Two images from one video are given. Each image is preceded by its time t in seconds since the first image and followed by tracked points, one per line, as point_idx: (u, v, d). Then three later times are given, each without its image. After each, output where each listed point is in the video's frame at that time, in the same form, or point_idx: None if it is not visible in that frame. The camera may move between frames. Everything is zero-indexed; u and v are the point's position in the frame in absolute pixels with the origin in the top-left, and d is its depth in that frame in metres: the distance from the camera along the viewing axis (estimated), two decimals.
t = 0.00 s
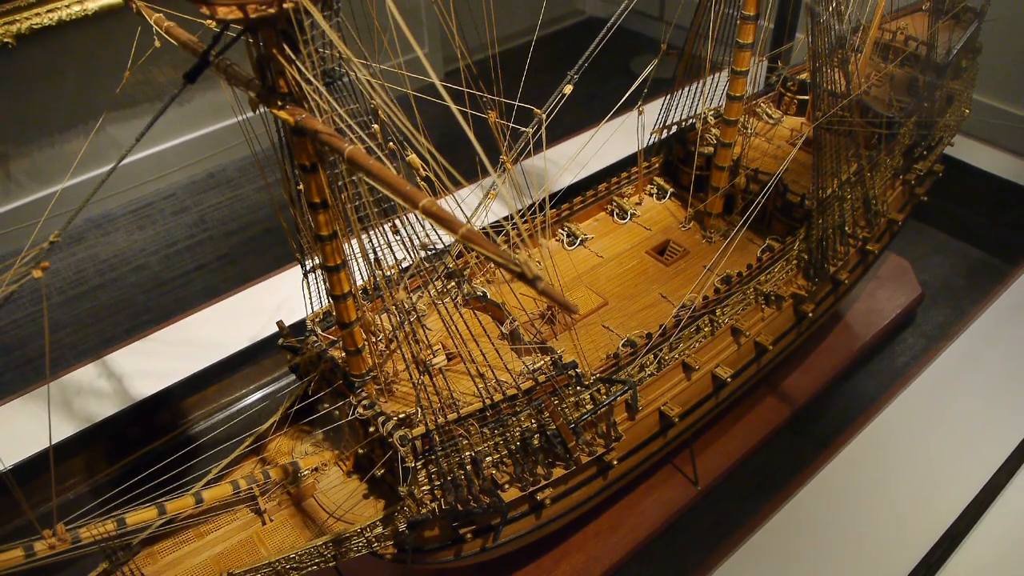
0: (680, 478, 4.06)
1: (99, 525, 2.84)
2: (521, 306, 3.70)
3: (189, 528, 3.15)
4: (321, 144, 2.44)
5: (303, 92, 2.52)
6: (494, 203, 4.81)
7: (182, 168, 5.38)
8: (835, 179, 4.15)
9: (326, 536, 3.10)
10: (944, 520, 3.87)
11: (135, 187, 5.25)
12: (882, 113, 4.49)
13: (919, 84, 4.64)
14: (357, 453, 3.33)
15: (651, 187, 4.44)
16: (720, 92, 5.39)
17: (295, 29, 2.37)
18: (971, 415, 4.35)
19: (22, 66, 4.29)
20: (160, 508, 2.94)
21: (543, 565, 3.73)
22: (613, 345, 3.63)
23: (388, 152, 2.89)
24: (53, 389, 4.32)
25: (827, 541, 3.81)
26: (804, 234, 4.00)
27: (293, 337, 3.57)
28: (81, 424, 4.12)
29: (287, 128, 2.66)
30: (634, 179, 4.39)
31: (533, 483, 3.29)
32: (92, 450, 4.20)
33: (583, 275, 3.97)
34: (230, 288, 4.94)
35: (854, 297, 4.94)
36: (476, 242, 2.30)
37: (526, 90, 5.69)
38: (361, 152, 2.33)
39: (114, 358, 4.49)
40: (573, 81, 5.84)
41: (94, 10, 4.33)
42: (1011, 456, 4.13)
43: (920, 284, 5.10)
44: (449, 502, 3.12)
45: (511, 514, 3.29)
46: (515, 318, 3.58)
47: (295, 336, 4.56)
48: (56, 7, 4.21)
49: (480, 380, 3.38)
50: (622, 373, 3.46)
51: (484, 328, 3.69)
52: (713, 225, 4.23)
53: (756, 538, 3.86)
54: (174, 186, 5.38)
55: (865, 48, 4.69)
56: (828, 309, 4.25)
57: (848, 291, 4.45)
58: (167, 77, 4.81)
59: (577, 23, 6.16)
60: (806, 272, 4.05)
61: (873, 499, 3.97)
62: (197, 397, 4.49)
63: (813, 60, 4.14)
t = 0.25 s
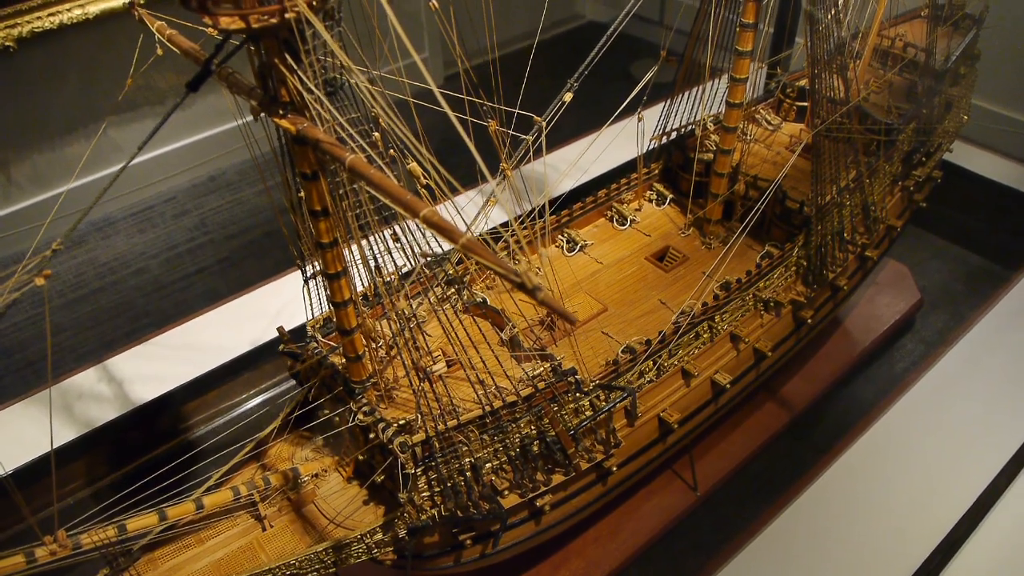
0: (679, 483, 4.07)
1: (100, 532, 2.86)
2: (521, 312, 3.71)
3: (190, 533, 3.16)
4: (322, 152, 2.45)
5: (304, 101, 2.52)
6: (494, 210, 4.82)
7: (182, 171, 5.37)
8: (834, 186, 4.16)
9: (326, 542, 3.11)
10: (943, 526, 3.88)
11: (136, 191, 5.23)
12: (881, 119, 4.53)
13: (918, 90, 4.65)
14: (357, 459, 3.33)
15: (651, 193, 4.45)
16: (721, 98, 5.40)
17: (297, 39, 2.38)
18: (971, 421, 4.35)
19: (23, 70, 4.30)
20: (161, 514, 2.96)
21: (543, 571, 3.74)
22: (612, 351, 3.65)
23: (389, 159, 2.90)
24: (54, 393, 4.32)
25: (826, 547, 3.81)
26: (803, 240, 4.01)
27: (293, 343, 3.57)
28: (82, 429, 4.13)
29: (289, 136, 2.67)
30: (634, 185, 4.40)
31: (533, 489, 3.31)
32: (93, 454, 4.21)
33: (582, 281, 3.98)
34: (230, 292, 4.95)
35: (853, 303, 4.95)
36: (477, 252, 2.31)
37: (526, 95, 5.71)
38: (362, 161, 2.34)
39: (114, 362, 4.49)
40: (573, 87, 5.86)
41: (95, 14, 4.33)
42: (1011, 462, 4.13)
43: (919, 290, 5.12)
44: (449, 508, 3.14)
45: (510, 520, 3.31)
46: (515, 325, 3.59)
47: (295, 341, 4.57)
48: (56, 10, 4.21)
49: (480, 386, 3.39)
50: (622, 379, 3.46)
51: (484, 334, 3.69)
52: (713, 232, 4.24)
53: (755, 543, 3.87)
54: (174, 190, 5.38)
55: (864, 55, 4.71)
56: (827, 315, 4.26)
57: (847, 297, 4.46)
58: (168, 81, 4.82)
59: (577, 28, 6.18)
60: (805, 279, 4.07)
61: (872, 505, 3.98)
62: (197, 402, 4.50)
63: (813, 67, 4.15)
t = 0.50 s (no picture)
0: (677, 490, 4.08)
1: (100, 537, 2.86)
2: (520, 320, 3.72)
3: (189, 539, 3.16)
4: (323, 161, 2.46)
5: (306, 111, 2.54)
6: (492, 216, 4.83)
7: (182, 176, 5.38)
8: (832, 195, 4.18)
9: (325, 548, 3.11)
10: (940, 533, 3.88)
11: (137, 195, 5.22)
12: (879, 127, 4.54)
13: (916, 99, 4.68)
14: (357, 466, 3.34)
15: (650, 201, 4.47)
16: (721, 106, 5.41)
17: (299, 50, 2.40)
18: (968, 428, 4.36)
19: (24, 73, 4.31)
20: (161, 520, 2.96)
21: None
22: (611, 359, 3.66)
23: (389, 168, 2.91)
24: (53, 398, 4.32)
25: (824, 553, 3.82)
26: (802, 248, 4.02)
27: (293, 349, 3.58)
28: (81, 434, 4.13)
29: (290, 145, 2.68)
30: (633, 192, 4.41)
31: (531, 496, 3.32)
32: (92, 458, 4.21)
33: (581, 289, 3.99)
34: (230, 297, 4.96)
35: (851, 311, 4.97)
36: (476, 262, 2.33)
37: (526, 101, 5.72)
38: (363, 171, 2.35)
39: (114, 367, 4.50)
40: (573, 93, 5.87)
41: (95, 18, 4.36)
42: (1008, 469, 4.14)
43: (917, 297, 5.13)
44: (448, 515, 3.15)
45: (508, 527, 3.31)
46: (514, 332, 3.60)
47: (294, 346, 4.57)
48: (57, 14, 4.23)
49: (479, 394, 3.40)
50: (620, 387, 3.47)
51: (483, 341, 3.71)
52: (711, 239, 4.26)
53: (753, 550, 3.87)
54: (174, 194, 5.39)
55: (862, 63, 4.73)
56: (825, 323, 4.27)
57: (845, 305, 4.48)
58: (168, 85, 4.83)
59: (577, 35, 6.21)
60: (803, 287, 4.08)
61: (870, 512, 3.99)
62: (197, 406, 4.51)
63: (811, 76, 4.17)
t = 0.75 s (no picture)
0: (675, 497, 4.09)
1: (99, 545, 2.88)
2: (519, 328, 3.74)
3: (189, 547, 3.17)
4: (322, 173, 2.48)
5: (305, 122, 2.55)
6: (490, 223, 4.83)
7: (180, 180, 5.42)
8: (829, 203, 4.19)
9: (324, 556, 3.11)
10: (938, 540, 3.88)
11: (136, 198, 5.27)
12: (876, 135, 4.56)
13: (913, 107, 4.70)
14: (356, 473, 3.35)
15: (648, 209, 4.48)
16: (719, 113, 5.42)
17: (299, 63, 2.41)
18: (966, 435, 4.38)
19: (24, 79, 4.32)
20: (160, 527, 2.98)
21: None
22: (608, 367, 3.67)
23: (388, 179, 2.93)
24: (53, 404, 4.35)
25: (822, 561, 3.82)
26: (799, 256, 4.04)
27: (292, 357, 3.59)
28: (81, 439, 4.17)
29: (289, 155, 2.70)
30: (631, 200, 4.43)
31: (529, 504, 3.32)
32: (91, 464, 4.22)
33: (579, 296, 4.00)
34: (228, 303, 4.96)
35: (850, 317, 4.98)
36: (474, 275, 2.35)
37: (524, 107, 5.74)
38: (362, 183, 2.37)
39: (113, 373, 4.51)
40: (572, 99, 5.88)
41: (95, 22, 4.31)
42: (1006, 477, 4.14)
43: (914, 304, 5.14)
44: (446, 523, 3.14)
45: (506, 535, 3.31)
46: (512, 340, 3.61)
47: (293, 353, 4.58)
48: (56, 18, 4.18)
49: (477, 402, 3.41)
50: (618, 395, 3.48)
51: (481, 349, 3.72)
52: (709, 247, 4.27)
53: (751, 558, 3.88)
54: (173, 199, 5.41)
55: (860, 72, 4.75)
56: (823, 330, 4.28)
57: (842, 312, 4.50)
58: (168, 91, 4.84)
59: (576, 41, 6.22)
60: (801, 294, 4.10)
61: (867, 519, 4.00)
62: (196, 412, 4.51)
63: (808, 85, 4.19)
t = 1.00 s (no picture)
0: (673, 505, 4.10)
1: (98, 552, 2.88)
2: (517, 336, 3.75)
3: (187, 553, 3.17)
4: (322, 183, 2.49)
5: (305, 133, 2.57)
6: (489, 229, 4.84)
7: (179, 184, 5.41)
8: (827, 212, 4.21)
9: (321, 564, 3.12)
10: (935, 549, 3.89)
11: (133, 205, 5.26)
12: (874, 145, 4.58)
13: (911, 117, 4.72)
14: (354, 481, 3.36)
15: (646, 216, 4.50)
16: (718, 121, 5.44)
17: (299, 75, 2.43)
18: (964, 443, 4.38)
19: (25, 82, 4.33)
20: (159, 534, 2.99)
21: None
22: (606, 375, 3.68)
23: (387, 188, 2.94)
24: (51, 409, 4.34)
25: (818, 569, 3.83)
26: (797, 265, 4.05)
27: (291, 364, 3.60)
28: (79, 444, 4.16)
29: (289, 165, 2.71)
30: (630, 208, 4.44)
31: (526, 511, 3.32)
32: (89, 469, 4.23)
33: (578, 304, 4.02)
34: (227, 308, 4.97)
35: (848, 325, 4.99)
36: (473, 287, 2.38)
37: (524, 114, 5.75)
38: (362, 194, 2.39)
39: (112, 378, 4.52)
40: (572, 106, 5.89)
41: (96, 26, 4.34)
42: (1002, 484, 4.14)
43: (912, 312, 5.16)
44: (443, 531, 3.14)
45: (504, 542, 3.30)
46: (510, 349, 3.62)
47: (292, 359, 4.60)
48: (57, 23, 4.21)
49: (475, 410, 3.42)
50: (616, 404, 3.49)
51: (479, 357, 3.73)
52: (707, 255, 4.29)
53: (748, 565, 3.88)
54: (173, 203, 5.42)
55: (858, 81, 4.78)
56: (820, 338, 4.29)
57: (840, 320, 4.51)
58: (169, 96, 4.86)
59: (576, 47, 6.24)
60: (799, 303, 4.11)
61: (864, 527, 4.00)
62: (193, 419, 4.52)
63: (806, 94, 4.21)
